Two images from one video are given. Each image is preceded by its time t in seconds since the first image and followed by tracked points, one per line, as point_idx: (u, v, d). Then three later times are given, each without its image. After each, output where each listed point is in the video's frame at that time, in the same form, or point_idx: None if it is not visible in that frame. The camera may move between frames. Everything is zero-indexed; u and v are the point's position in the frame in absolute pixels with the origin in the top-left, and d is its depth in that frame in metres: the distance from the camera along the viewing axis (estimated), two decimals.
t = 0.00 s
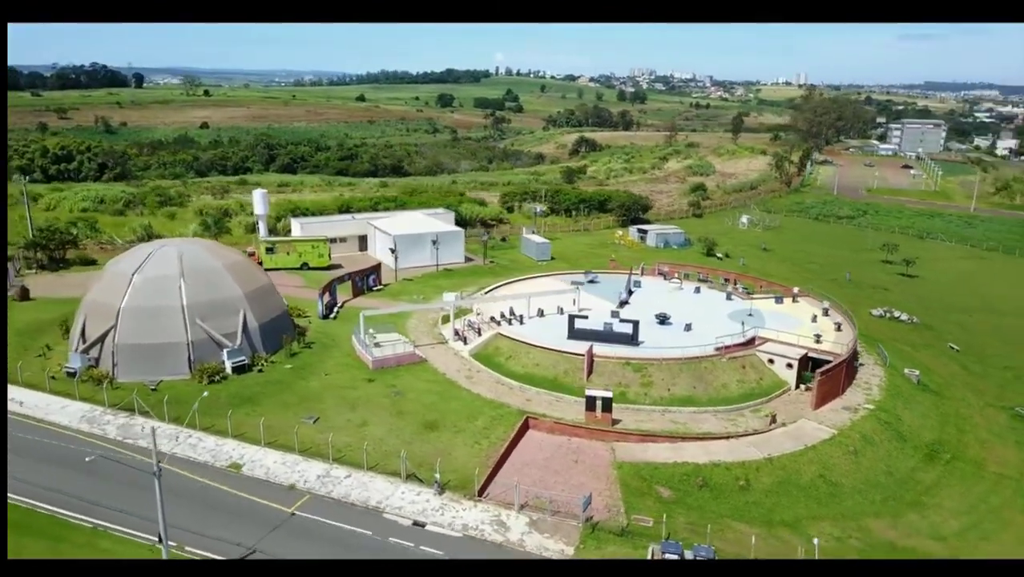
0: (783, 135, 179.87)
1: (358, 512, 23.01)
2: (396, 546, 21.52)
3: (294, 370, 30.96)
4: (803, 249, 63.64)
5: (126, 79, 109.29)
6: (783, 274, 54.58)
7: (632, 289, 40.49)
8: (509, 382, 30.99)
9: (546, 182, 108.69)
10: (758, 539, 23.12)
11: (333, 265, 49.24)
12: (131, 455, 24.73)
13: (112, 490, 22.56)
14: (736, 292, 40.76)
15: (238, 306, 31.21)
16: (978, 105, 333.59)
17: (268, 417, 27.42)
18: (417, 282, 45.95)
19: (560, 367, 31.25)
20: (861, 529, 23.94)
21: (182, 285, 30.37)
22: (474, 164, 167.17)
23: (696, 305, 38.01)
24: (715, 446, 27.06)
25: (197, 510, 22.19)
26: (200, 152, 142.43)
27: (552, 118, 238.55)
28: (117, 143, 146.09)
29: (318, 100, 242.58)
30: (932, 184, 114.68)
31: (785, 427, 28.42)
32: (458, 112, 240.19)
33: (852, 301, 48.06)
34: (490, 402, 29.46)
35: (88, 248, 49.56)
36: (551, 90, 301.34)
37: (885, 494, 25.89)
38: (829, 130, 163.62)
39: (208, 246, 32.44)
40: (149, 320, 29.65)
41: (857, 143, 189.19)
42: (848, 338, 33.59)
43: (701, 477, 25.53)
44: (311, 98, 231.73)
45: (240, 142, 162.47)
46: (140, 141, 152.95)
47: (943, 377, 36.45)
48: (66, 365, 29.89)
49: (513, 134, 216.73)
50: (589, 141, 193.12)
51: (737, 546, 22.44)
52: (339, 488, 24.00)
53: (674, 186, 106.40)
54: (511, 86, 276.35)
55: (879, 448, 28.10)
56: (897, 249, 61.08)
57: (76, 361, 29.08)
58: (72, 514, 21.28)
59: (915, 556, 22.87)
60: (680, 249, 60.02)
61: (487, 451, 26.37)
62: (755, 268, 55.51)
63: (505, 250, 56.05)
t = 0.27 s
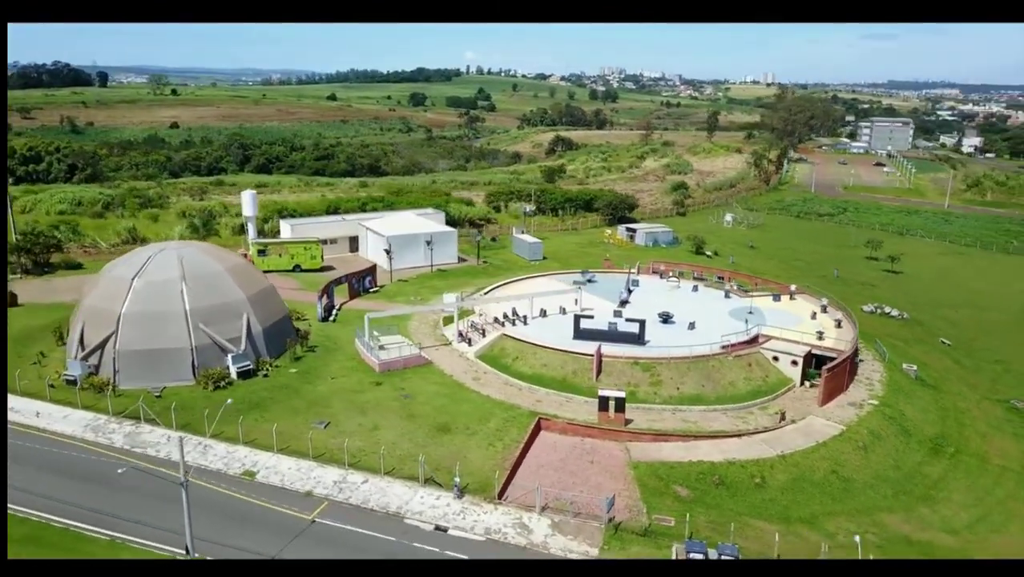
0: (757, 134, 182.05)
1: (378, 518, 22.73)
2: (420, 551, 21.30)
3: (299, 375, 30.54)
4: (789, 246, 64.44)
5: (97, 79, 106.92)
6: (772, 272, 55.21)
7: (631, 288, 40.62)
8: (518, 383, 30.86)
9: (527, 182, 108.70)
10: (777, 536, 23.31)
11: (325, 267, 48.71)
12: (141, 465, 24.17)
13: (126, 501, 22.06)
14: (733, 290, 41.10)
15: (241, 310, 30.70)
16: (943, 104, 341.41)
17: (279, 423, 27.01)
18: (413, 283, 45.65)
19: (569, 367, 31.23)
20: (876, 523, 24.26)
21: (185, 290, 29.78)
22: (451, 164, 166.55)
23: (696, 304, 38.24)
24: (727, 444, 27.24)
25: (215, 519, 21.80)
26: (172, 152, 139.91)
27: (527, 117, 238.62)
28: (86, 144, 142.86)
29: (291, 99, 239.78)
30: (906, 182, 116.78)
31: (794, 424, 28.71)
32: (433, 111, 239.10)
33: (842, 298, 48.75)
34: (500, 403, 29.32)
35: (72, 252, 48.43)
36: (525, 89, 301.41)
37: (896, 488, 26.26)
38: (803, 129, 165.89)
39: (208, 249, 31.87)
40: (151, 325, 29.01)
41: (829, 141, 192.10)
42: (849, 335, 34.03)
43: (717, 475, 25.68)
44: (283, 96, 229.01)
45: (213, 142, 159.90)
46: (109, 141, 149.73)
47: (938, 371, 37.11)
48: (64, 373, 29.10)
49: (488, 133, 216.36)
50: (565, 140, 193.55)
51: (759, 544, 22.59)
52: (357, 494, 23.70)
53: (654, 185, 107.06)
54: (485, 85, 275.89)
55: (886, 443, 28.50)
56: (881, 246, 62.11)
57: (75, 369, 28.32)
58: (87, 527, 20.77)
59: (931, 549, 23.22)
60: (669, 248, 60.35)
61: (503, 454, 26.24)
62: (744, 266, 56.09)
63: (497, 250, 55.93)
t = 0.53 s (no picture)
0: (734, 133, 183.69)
1: (396, 523, 22.48)
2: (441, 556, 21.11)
3: (304, 379, 30.16)
4: (775, 244, 65.08)
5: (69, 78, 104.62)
6: (762, 270, 55.72)
7: (630, 287, 40.73)
8: (525, 384, 30.77)
9: (509, 181, 108.55)
10: (793, 533, 23.48)
11: (318, 269, 48.20)
12: (150, 473, 23.69)
13: (138, 512, 21.60)
14: (730, 288, 41.40)
15: (244, 314, 30.22)
16: (911, 103, 347.62)
17: (287, 429, 26.64)
18: (408, 284, 45.33)
19: (576, 368, 31.19)
20: (888, 519, 24.55)
21: (186, 294, 29.24)
22: (430, 163, 165.77)
23: (695, 303, 38.44)
24: (738, 443, 27.39)
25: (230, 527, 21.41)
26: (147, 152, 137.46)
27: (504, 116, 238.37)
28: (56, 145, 139.76)
29: (265, 98, 237.01)
30: (882, 179, 118.52)
31: (801, 421, 28.97)
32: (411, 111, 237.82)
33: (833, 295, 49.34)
34: (509, 405, 29.20)
35: (57, 256, 47.35)
36: (501, 88, 301.15)
37: (904, 484, 26.60)
38: (779, 127, 167.65)
39: (208, 252, 31.33)
40: (152, 330, 28.43)
41: (803, 139, 194.48)
42: (849, 332, 34.41)
43: (730, 474, 25.81)
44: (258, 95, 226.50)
45: (187, 142, 157.39)
46: (80, 142, 146.65)
47: (933, 366, 37.71)
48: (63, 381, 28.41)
49: (466, 132, 215.77)
50: (544, 140, 193.71)
51: (777, 541, 22.73)
52: (373, 499, 23.43)
53: (636, 184, 107.53)
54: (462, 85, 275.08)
55: (891, 439, 28.87)
56: (866, 244, 62.99)
57: (75, 376, 27.64)
58: (100, 538, 20.28)
59: (942, 543, 23.56)
60: (658, 247, 60.61)
61: (516, 456, 26.13)
62: (734, 264, 56.53)
63: (489, 250, 55.76)
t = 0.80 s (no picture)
0: (710, 132, 185.13)
1: (414, 528, 22.25)
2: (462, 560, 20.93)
3: (308, 383, 29.77)
4: (761, 242, 65.72)
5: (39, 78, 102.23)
6: (751, 268, 56.22)
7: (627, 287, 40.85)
8: (531, 385, 30.71)
9: (491, 181, 108.34)
10: (807, 530, 23.68)
11: (309, 271, 47.69)
12: (159, 482, 23.21)
13: (149, 522, 21.13)
14: (726, 287, 41.71)
15: (245, 318, 29.74)
16: (879, 102, 353.58)
17: (296, 435, 26.27)
18: (402, 286, 45.02)
19: (581, 368, 31.17)
20: (897, 513, 24.86)
21: (187, 298, 28.71)
22: (408, 163, 164.82)
23: (693, 302, 38.69)
24: (746, 441, 27.59)
25: (246, 536, 21.05)
26: (119, 153, 134.88)
27: (481, 115, 237.91)
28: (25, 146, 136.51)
29: (238, 98, 233.87)
30: (858, 177, 120.23)
31: (807, 418, 29.26)
32: (386, 110, 236.35)
33: (822, 292, 49.94)
34: (517, 406, 29.09)
35: (40, 261, 46.26)
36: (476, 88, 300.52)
37: (911, 478, 26.97)
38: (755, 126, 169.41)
39: (207, 256, 30.81)
40: (153, 336, 27.87)
41: (778, 138, 196.73)
42: (847, 329, 34.86)
43: (741, 472, 25.98)
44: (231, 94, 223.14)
45: (160, 142, 154.67)
46: (49, 143, 143.42)
47: (927, 361, 38.31)
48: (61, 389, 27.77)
49: (443, 132, 214.93)
50: (521, 139, 193.70)
51: (792, 539, 22.91)
52: (388, 504, 23.18)
53: (618, 183, 107.95)
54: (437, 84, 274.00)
55: (894, 434, 29.26)
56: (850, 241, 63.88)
57: (74, 384, 27.02)
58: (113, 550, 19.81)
59: (952, 536, 23.91)
60: (647, 246, 60.84)
61: (528, 458, 26.04)
62: (723, 262, 56.97)
63: (480, 250, 55.58)
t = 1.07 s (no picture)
0: (681, 130, 186.66)
1: (434, 533, 22.00)
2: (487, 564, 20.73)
3: (313, 388, 29.31)
4: (744, 240, 66.41)
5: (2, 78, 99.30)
6: (737, 265, 56.77)
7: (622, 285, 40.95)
8: (537, 386, 30.62)
9: (468, 180, 107.91)
10: (822, 524, 23.93)
11: (298, 274, 47.02)
12: (169, 493, 22.62)
13: (164, 534, 20.57)
14: (720, 284, 42.08)
15: (247, 323, 29.16)
16: (840, 100, 360.29)
17: (306, 441, 25.83)
18: (395, 288, 44.59)
19: (587, 368, 31.16)
20: (907, 506, 25.26)
21: (187, 304, 28.09)
22: (381, 163, 163.46)
23: (689, 300, 38.95)
24: (755, 438, 27.81)
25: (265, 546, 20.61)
26: (84, 155, 131.58)
27: (451, 114, 237.08)
28: None
29: (204, 97, 229.68)
30: (829, 174, 122.20)
31: (811, 414, 29.63)
32: (355, 110, 234.14)
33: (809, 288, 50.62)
34: (525, 408, 28.98)
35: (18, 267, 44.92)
36: (445, 88, 299.46)
37: (916, 471, 27.43)
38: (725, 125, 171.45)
39: (204, 261, 30.18)
40: (154, 343, 27.21)
41: (747, 136, 199.21)
42: (843, 325, 35.36)
43: (753, 469, 26.18)
44: (196, 93, 218.98)
45: (125, 143, 151.19)
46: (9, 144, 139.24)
47: (918, 355, 39.05)
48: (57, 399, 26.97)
49: (414, 131, 213.58)
50: (494, 138, 193.40)
51: (809, 534, 23.14)
52: (406, 510, 22.89)
53: (595, 182, 108.30)
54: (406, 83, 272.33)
55: (896, 428, 29.74)
56: (831, 238, 64.89)
57: (72, 395, 26.24)
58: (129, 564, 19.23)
59: (960, 527, 24.37)
60: (632, 244, 61.12)
61: (541, 460, 25.95)
62: (709, 260, 57.46)
63: (468, 251, 55.33)
